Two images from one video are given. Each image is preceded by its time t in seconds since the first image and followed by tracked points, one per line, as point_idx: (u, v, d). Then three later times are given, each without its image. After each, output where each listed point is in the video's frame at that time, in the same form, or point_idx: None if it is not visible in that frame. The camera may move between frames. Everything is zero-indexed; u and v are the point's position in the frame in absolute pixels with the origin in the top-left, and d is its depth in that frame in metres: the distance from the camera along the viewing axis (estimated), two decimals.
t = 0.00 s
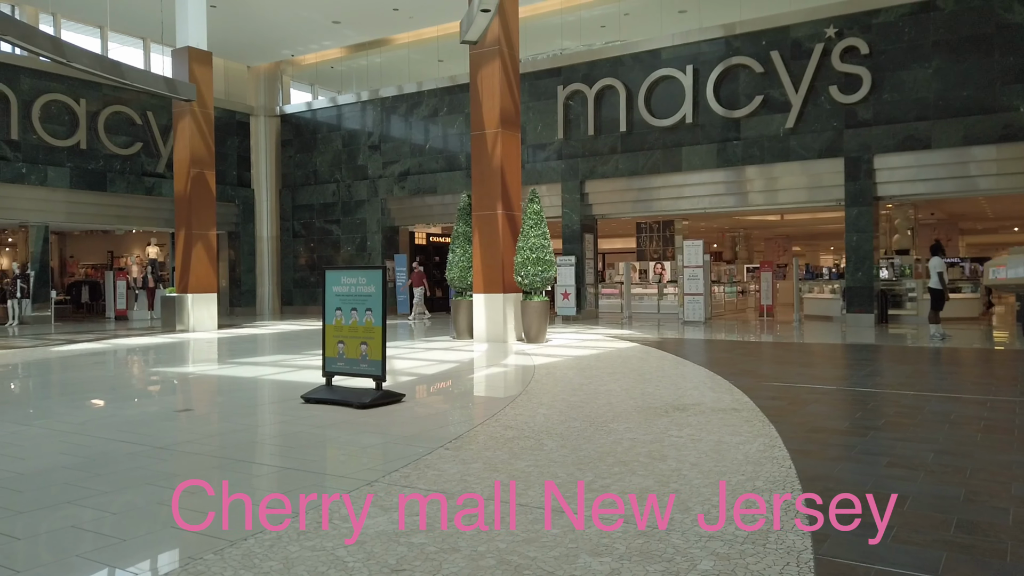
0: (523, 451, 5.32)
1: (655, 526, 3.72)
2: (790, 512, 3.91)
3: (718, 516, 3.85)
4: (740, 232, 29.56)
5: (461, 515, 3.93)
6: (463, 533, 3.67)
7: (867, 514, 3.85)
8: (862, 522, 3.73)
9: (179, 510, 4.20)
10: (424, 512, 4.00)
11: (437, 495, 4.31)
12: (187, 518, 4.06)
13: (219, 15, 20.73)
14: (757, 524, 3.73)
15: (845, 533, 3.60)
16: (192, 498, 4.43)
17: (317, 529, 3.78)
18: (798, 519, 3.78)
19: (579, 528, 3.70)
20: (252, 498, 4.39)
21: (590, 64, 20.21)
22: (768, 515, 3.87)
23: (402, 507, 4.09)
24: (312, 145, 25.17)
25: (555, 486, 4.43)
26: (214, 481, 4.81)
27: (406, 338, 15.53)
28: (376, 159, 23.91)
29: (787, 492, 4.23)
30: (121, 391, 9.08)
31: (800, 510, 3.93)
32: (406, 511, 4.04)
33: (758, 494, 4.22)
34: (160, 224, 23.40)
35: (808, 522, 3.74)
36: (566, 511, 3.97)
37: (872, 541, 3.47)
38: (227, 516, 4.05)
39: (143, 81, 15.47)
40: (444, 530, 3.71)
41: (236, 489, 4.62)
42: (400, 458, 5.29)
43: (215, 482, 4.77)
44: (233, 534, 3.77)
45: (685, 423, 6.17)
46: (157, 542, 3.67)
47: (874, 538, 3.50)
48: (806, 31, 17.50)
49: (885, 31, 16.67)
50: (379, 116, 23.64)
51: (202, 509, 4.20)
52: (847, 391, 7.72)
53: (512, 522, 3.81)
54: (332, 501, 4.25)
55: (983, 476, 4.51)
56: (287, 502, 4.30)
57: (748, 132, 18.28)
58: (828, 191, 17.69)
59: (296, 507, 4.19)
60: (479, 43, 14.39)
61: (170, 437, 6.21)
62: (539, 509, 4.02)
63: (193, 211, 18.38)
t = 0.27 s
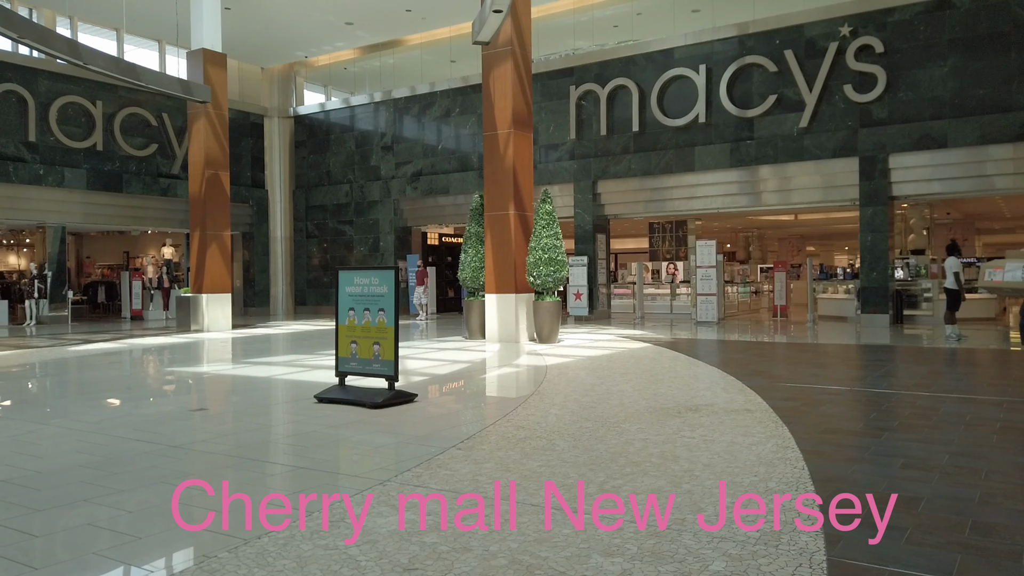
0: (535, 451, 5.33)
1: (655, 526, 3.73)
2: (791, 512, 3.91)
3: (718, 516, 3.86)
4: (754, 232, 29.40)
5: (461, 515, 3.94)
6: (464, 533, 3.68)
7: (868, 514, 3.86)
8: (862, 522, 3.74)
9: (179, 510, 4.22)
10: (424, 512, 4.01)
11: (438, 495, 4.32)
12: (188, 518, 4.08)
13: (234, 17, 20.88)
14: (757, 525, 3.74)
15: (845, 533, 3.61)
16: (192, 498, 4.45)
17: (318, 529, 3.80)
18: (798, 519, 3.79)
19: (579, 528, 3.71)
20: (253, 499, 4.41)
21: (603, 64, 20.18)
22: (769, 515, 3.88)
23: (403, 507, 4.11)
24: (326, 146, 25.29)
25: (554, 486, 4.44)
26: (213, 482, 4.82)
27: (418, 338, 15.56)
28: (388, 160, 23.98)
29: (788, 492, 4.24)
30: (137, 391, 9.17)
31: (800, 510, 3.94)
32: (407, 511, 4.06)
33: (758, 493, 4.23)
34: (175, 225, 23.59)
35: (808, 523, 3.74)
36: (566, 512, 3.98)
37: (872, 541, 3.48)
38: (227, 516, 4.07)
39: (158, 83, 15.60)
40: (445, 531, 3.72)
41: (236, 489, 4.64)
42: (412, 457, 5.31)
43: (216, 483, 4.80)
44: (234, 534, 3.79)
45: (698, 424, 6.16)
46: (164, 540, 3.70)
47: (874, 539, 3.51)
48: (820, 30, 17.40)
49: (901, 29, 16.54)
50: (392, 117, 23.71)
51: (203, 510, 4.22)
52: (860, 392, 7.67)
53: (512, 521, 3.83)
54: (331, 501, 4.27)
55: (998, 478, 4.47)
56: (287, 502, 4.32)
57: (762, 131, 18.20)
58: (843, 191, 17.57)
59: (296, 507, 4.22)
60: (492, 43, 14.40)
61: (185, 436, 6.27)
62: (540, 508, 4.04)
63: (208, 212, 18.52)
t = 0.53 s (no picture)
0: (541, 451, 5.32)
1: (655, 526, 3.73)
2: (791, 512, 3.91)
3: (718, 516, 3.86)
4: (761, 232, 29.29)
5: (461, 515, 3.94)
6: (464, 533, 3.68)
7: (868, 514, 3.86)
8: (863, 522, 3.74)
9: (180, 510, 4.22)
10: (423, 512, 4.01)
11: (438, 495, 4.32)
12: (189, 517, 4.09)
13: (242, 17, 20.95)
14: (757, 525, 3.73)
15: (845, 533, 3.61)
16: (192, 498, 4.46)
17: (317, 529, 3.81)
18: (799, 519, 3.79)
19: (580, 528, 3.71)
20: (252, 499, 4.42)
21: (610, 63, 20.15)
22: (769, 515, 3.87)
23: (403, 507, 4.11)
24: (333, 146, 25.34)
25: (554, 486, 4.44)
26: (214, 481, 4.83)
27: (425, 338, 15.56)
28: (395, 160, 24.01)
29: (788, 492, 4.23)
30: (145, 390, 9.21)
31: (801, 510, 3.94)
32: (407, 510, 4.07)
33: (759, 494, 4.22)
34: (183, 225, 23.68)
35: (808, 523, 3.74)
36: (566, 511, 3.98)
37: (872, 541, 3.47)
38: (227, 516, 4.07)
39: (167, 84, 15.66)
40: (446, 531, 3.72)
41: (235, 489, 4.64)
42: (418, 457, 5.31)
43: (215, 483, 4.80)
44: (235, 533, 3.79)
45: (704, 424, 6.14)
46: (167, 539, 3.72)
47: (874, 539, 3.51)
48: (828, 29, 17.33)
49: (909, 28, 16.45)
50: (399, 117, 23.74)
51: (202, 509, 4.22)
52: (868, 392, 7.63)
53: (512, 522, 3.83)
54: (331, 501, 4.28)
55: (1007, 479, 4.44)
56: (286, 502, 4.33)
57: (769, 130, 18.14)
58: (851, 190, 17.50)
59: (295, 507, 4.22)
60: (498, 43, 14.40)
61: (192, 435, 6.29)
62: (540, 508, 4.04)
63: (216, 212, 18.58)
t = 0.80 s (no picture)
0: (543, 451, 5.33)
1: (655, 526, 3.73)
2: (791, 512, 3.91)
3: (718, 516, 3.86)
4: (764, 231, 29.24)
5: (461, 515, 3.95)
6: (464, 533, 3.68)
7: (868, 514, 3.86)
8: (862, 522, 3.74)
9: (179, 510, 4.23)
10: (424, 512, 4.01)
11: (438, 495, 4.33)
12: (189, 517, 4.09)
13: (245, 17, 20.97)
14: (757, 525, 3.73)
15: (845, 533, 3.61)
16: (192, 498, 4.46)
17: (317, 529, 3.81)
18: (798, 519, 3.79)
19: (580, 529, 3.71)
20: (252, 499, 4.42)
21: (612, 62, 20.14)
22: (768, 515, 3.87)
23: (403, 507, 4.11)
24: (336, 145, 25.36)
25: (553, 486, 4.44)
26: (214, 482, 4.84)
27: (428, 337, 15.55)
28: (398, 159, 24.02)
29: (788, 492, 4.23)
30: (149, 389, 9.23)
31: (801, 510, 3.94)
32: (407, 511, 4.06)
33: (760, 493, 4.22)
34: (186, 224, 23.72)
35: (809, 522, 3.74)
36: (566, 512, 3.98)
37: (872, 541, 3.47)
38: (227, 516, 4.08)
39: (170, 83, 15.68)
40: (446, 531, 3.72)
41: (236, 489, 4.64)
42: (420, 457, 5.32)
43: (215, 482, 4.81)
44: (235, 533, 3.80)
45: (706, 424, 6.14)
46: (168, 538, 3.73)
47: (874, 539, 3.51)
48: (831, 28, 17.29)
49: (913, 27, 16.42)
50: (402, 116, 23.75)
51: (203, 510, 4.22)
52: (871, 392, 7.62)
53: (512, 522, 3.83)
54: (331, 501, 4.28)
55: (1010, 479, 4.43)
56: (287, 502, 4.33)
57: (772, 130, 18.11)
58: (854, 189, 17.47)
59: (295, 507, 4.23)
60: (501, 42, 14.39)
61: (195, 435, 6.30)
62: (541, 508, 4.04)
63: (219, 212, 18.62)
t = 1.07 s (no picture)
0: (544, 450, 5.33)
1: (655, 526, 3.73)
2: (791, 512, 3.91)
3: (717, 516, 3.86)
4: (767, 232, 29.21)
5: (461, 515, 3.95)
6: (464, 533, 3.68)
7: (868, 514, 3.86)
8: (862, 522, 3.74)
9: (179, 510, 4.23)
10: (424, 512, 4.01)
11: (438, 495, 4.33)
12: (188, 517, 4.10)
13: (247, 17, 20.99)
14: (757, 525, 3.73)
15: (845, 533, 3.61)
16: (192, 498, 4.47)
17: (317, 529, 3.82)
18: (798, 519, 3.78)
19: (580, 528, 3.71)
20: (252, 499, 4.42)
21: (615, 62, 20.12)
22: (768, 515, 3.87)
23: (403, 507, 4.11)
24: (338, 145, 25.38)
25: (554, 486, 4.44)
26: (214, 482, 4.84)
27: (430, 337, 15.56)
28: (400, 159, 24.03)
29: (788, 492, 4.23)
30: (152, 389, 9.25)
31: (801, 510, 3.93)
32: (406, 511, 4.07)
33: (760, 493, 4.22)
34: (189, 224, 23.75)
35: (809, 522, 3.74)
36: (565, 512, 3.98)
37: (872, 541, 3.47)
38: (227, 516, 4.08)
39: (173, 84, 15.71)
40: (446, 531, 3.72)
41: (236, 489, 4.65)
42: (421, 456, 5.32)
43: (216, 482, 4.81)
44: (235, 533, 3.80)
45: (708, 424, 6.14)
46: (169, 538, 3.74)
47: (874, 538, 3.51)
48: (834, 28, 17.27)
49: (916, 26, 16.39)
50: (404, 116, 23.76)
51: (203, 510, 4.23)
52: (873, 392, 7.61)
53: (512, 522, 3.83)
54: (331, 501, 4.28)
55: (1012, 480, 4.42)
56: (287, 502, 4.34)
57: (775, 129, 18.08)
58: (857, 189, 17.44)
59: (295, 507, 4.23)
60: (503, 42, 14.39)
61: (196, 434, 6.31)
62: (541, 508, 4.04)
63: (221, 212, 18.65)
